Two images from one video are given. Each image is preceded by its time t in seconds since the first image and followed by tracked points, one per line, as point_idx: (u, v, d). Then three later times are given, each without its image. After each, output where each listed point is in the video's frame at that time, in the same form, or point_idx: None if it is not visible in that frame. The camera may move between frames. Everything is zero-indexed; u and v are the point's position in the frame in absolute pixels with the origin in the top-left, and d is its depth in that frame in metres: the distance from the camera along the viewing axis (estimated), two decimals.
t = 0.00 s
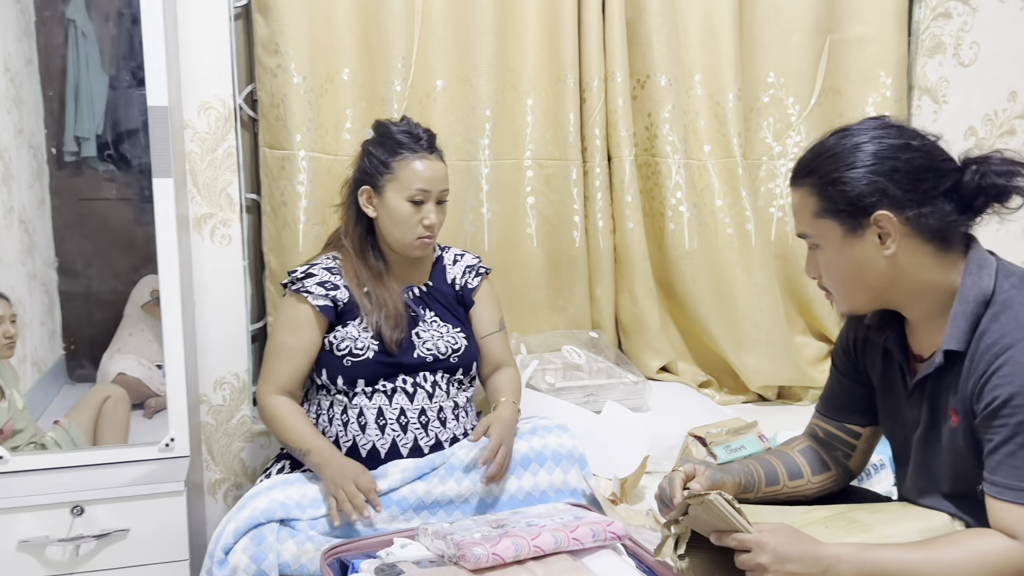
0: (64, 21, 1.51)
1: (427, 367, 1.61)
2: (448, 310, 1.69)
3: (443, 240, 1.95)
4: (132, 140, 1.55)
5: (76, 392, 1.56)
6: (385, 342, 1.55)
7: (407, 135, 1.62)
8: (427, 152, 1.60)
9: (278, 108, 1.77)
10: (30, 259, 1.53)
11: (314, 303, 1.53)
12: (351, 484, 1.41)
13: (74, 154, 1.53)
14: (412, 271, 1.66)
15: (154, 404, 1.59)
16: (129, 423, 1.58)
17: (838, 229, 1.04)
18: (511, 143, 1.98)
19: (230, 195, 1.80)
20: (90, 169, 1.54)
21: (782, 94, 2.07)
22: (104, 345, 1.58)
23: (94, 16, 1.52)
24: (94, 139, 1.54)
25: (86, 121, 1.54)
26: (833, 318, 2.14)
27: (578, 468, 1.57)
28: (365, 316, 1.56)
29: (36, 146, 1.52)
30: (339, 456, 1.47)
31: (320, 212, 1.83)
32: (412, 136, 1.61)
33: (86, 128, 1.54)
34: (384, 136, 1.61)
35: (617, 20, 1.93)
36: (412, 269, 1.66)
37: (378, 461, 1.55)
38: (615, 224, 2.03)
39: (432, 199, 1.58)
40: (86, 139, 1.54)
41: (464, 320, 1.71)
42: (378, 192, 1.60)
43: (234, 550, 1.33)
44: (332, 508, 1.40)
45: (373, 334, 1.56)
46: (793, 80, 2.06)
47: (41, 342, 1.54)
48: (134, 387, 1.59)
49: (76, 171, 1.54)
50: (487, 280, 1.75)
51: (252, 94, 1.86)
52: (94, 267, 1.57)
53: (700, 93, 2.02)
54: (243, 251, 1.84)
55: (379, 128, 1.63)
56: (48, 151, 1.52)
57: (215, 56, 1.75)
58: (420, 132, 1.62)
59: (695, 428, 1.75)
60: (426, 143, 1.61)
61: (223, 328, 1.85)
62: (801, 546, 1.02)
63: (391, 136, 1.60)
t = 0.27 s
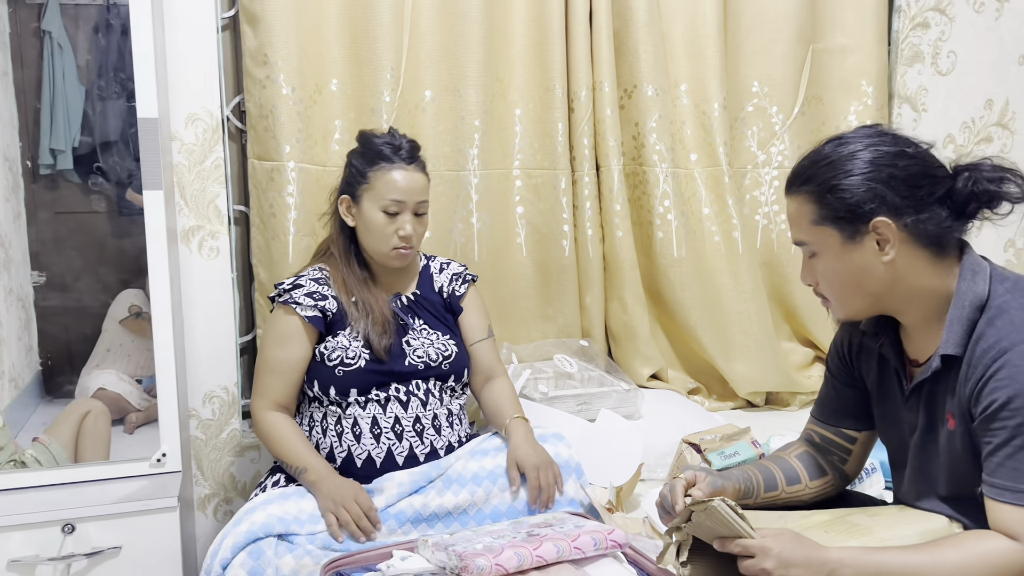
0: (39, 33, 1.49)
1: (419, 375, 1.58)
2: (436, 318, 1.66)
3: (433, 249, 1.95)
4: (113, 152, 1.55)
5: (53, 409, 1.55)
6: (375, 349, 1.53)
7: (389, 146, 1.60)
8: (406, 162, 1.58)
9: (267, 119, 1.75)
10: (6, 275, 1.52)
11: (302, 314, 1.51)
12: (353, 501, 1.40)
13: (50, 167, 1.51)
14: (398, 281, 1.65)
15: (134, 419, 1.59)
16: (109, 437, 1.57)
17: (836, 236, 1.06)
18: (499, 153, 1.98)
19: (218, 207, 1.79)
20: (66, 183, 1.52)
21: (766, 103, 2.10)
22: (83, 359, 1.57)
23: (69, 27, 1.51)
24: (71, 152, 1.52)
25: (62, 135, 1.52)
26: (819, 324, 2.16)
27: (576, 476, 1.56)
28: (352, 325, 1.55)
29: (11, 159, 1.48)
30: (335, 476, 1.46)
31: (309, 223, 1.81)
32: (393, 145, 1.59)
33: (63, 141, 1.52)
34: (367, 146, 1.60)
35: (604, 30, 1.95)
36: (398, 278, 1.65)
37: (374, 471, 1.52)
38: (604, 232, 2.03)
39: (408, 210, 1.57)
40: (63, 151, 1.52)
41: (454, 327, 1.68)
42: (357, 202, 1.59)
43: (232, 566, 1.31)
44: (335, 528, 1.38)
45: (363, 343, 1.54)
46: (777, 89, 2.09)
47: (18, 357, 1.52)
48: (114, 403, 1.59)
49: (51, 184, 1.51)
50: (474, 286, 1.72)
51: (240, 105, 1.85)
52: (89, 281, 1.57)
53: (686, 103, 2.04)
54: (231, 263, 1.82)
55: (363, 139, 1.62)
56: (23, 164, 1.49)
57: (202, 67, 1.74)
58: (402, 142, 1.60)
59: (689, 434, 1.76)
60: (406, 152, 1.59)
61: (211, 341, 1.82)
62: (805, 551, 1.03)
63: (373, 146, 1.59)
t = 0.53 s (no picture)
0: (16, 38, 1.46)
1: (402, 379, 1.56)
2: (418, 321, 1.64)
3: (420, 255, 1.93)
4: (93, 158, 1.52)
5: (30, 419, 1.51)
6: (354, 354, 1.52)
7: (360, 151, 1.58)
8: (373, 167, 1.57)
9: (252, 124, 1.73)
10: None
11: (280, 324, 1.50)
12: (338, 515, 1.37)
13: (27, 174, 1.47)
14: (376, 286, 1.64)
15: (114, 429, 1.56)
16: (88, 447, 1.54)
17: (836, 238, 1.06)
18: (486, 158, 1.97)
19: (203, 214, 1.77)
20: (43, 190, 1.49)
21: (750, 108, 2.11)
22: (63, 368, 1.53)
23: (47, 33, 1.48)
24: (49, 159, 1.49)
25: (40, 140, 1.48)
26: (804, 328, 2.17)
27: (566, 483, 1.55)
28: (330, 332, 1.54)
29: None
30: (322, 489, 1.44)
31: (296, 230, 1.79)
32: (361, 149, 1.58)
33: (40, 147, 1.49)
34: (337, 152, 1.58)
35: (591, 35, 1.95)
36: (376, 284, 1.64)
37: (360, 479, 1.50)
38: (591, 238, 2.03)
39: (375, 215, 1.55)
40: (39, 158, 1.48)
41: (436, 330, 1.67)
42: (326, 209, 1.59)
43: None
44: (320, 542, 1.36)
45: (343, 349, 1.53)
46: (761, 94, 2.10)
47: None
48: (92, 412, 1.55)
49: (29, 192, 1.49)
50: (456, 289, 1.71)
51: (224, 111, 1.82)
52: (72, 288, 1.54)
53: (671, 108, 2.05)
54: (216, 271, 1.79)
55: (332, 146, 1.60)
56: None
57: (185, 73, 1.72)
58: (372, 146, 1.59)
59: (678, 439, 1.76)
60: (372, 156, 1.57)
61: (195, 350, 1.80)
62: (800, 555, 1.03)
63: (342, 152, 1.57)
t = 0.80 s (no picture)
0: None
1: (382, 384, 1.54)
2: (397, 325, 1.63)
3: (405, 259, 1.91)
4: (71, 162, 1.50)
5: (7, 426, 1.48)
6: (332, 359, 1.49)
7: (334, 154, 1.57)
8: (349, 170, 1.55)
9: (234, 128, 1.71)
10: None
11: (256, 330, 1.48)
12: (319, 525, 1.35)
13: (5, 178, 1.46)
14: (353, 291, 1.62)
15: (94, 435, 1.53)
16: (66, 453, 1.51)
17: (829, 241, 1.05)
18: (471, 162, 1.96)
19: (183, 218, 1.74)
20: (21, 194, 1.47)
21: (735, 112, 2.11)
22: (41, 376, 1.51)
23: (22, 34, 1.45)
24: (26, 161, 1.47)
25: (18, 142, 1.46)
26: (790, 331, 2.17)
27: (552, 489, 1.53)
28: (309, 337, 1.51)
29: None
30: (302, 498, 1.42)
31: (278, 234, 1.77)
32: (335, 153, 1.56)
33: (18, 150, 1.46)
34: (311, 156, 1.57)
35: (576, 39, 1.94)
36: (353, 289, 1.62)
37: (342, 486, 1.48)
38: (577, 241, 2.02)
39: (354, 217, 1.53)
40: (18, 161, 1.46)
41: (416, 334, 1.65)
42: (302, 214, 1.57)
43: None
44: (301, 551, 1.34)
45: (321, 354, 1.51)
46: (746, 98, 2.10)
47: None
48: (72, 420, 1.52)
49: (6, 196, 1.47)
50: (435, 292, 1.70)
51: (205, 114, 1.80)
52: (50, 296, 1.51)
53: (657, 112, 2.04)
54: (197, 275, 1.77)
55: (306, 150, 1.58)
56: None
57: (165, 75, 1.69)
58: (347, 149, 1.57)
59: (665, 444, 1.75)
60: (347, 159, 1.56)
61: (176, 356, 1.77)
62: (790, 562, 1.02)
63: (318, 156, 1.56)
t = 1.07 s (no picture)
0: None
1: (370, 385, 1.53)
2: (386, 325, 1.61)
3: (395, 260, 1.90)
4: (56, 161, 1.48)
5: None
6: (320, 361, 1.48)
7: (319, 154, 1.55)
8: (336, 170, 1.54)
9: (222, 127, 1.70)
10: None
11: (243, 331, 1.46)
12: (306, 529, 1.34)
13: None
14: (342, 292, 1.61)
15: (79, 437, 1.51)
16: (51, 454, 1.49)
17: (824, 242, 1.05)
18: (461, 162, 1.95)
19: (171, 218, 1.72)
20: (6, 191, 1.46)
21: (725, 114, 2.11)
22: (26, 377, 1.49)
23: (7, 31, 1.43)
24: (11, 161, 1.45)
25: (3, 141, 1.44)
26: (779, 333, 2.18)
27: (543, 491, 1.52)
28: (295, 338, 1.50)
29: None
30: (290, 501, 1.40)
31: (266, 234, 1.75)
32: (321, 153, 1.55)
33: (3, 149, 1.45)
34: (296, 156, 1.55)
35: (567, 40, 1.93)
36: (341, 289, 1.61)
37: (331, 489, 1.47)
38: (568, 243, 2.02)
39: (342, 217, 1.52)
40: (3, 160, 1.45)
41: (405, 334, 1.64)
42: (288, 214, 1.55)
43: None
44: (287, 555, 1.33)
45: (308, 355, 1.49)
46: (736, 100, 2.10)
47: None
48: (57, 421, 1.50)
49: None
50: (424, 292, 1.69)
51: (193, 114, 1.77)
52: (35, 296, 1.49)
53: (647, 113, 2.04)
54: (184, 276, 1.75)
55: (291, 150, 1.57)
56: None
57: (152, 74, 1.67)
58: (332, 148, 1.56)
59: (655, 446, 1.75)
60: (334, 158, 1.54)
61: (162, 356, 1.75)
62: (781, 565, 1.02)
63: (303, 156, 1.54)
